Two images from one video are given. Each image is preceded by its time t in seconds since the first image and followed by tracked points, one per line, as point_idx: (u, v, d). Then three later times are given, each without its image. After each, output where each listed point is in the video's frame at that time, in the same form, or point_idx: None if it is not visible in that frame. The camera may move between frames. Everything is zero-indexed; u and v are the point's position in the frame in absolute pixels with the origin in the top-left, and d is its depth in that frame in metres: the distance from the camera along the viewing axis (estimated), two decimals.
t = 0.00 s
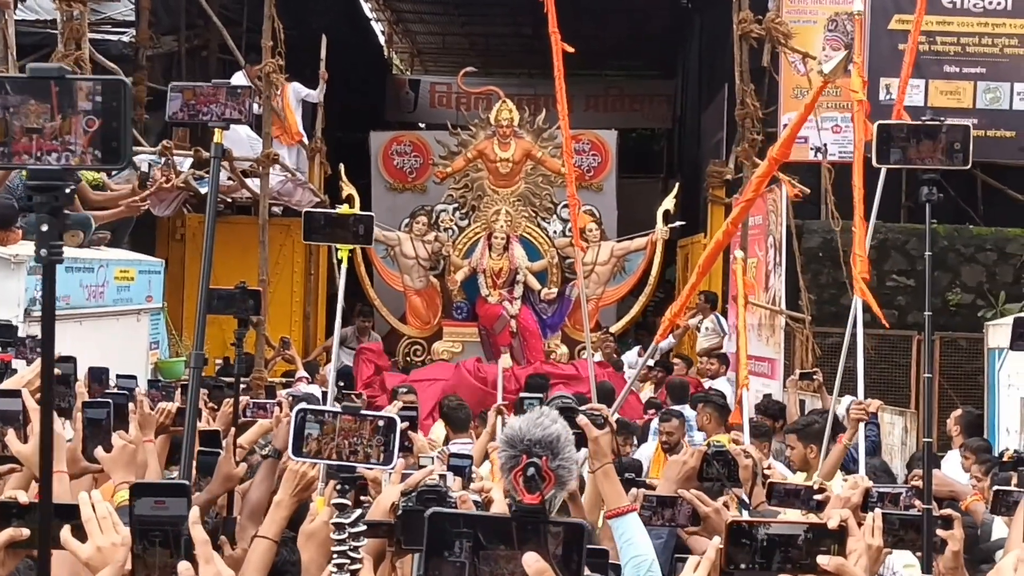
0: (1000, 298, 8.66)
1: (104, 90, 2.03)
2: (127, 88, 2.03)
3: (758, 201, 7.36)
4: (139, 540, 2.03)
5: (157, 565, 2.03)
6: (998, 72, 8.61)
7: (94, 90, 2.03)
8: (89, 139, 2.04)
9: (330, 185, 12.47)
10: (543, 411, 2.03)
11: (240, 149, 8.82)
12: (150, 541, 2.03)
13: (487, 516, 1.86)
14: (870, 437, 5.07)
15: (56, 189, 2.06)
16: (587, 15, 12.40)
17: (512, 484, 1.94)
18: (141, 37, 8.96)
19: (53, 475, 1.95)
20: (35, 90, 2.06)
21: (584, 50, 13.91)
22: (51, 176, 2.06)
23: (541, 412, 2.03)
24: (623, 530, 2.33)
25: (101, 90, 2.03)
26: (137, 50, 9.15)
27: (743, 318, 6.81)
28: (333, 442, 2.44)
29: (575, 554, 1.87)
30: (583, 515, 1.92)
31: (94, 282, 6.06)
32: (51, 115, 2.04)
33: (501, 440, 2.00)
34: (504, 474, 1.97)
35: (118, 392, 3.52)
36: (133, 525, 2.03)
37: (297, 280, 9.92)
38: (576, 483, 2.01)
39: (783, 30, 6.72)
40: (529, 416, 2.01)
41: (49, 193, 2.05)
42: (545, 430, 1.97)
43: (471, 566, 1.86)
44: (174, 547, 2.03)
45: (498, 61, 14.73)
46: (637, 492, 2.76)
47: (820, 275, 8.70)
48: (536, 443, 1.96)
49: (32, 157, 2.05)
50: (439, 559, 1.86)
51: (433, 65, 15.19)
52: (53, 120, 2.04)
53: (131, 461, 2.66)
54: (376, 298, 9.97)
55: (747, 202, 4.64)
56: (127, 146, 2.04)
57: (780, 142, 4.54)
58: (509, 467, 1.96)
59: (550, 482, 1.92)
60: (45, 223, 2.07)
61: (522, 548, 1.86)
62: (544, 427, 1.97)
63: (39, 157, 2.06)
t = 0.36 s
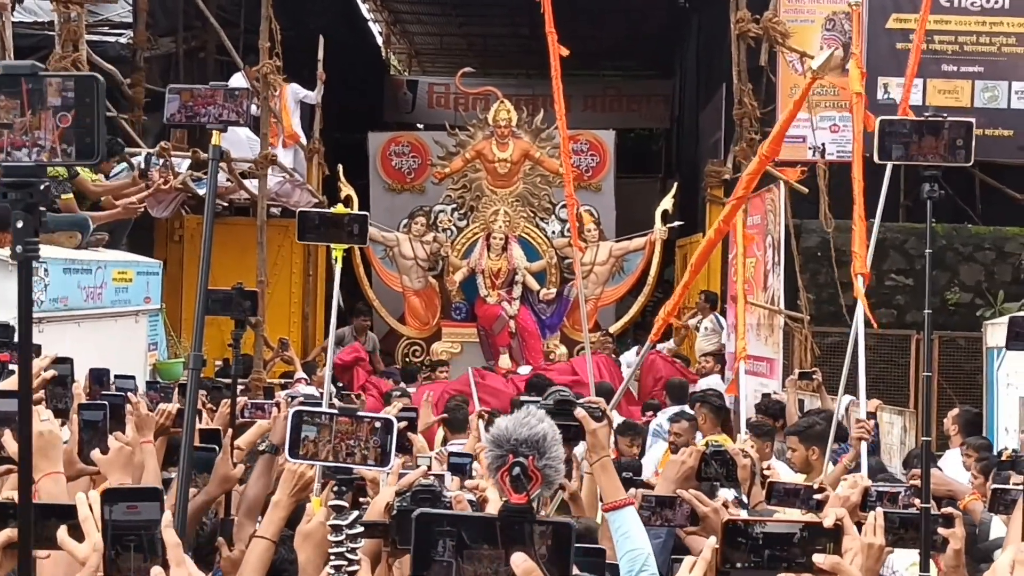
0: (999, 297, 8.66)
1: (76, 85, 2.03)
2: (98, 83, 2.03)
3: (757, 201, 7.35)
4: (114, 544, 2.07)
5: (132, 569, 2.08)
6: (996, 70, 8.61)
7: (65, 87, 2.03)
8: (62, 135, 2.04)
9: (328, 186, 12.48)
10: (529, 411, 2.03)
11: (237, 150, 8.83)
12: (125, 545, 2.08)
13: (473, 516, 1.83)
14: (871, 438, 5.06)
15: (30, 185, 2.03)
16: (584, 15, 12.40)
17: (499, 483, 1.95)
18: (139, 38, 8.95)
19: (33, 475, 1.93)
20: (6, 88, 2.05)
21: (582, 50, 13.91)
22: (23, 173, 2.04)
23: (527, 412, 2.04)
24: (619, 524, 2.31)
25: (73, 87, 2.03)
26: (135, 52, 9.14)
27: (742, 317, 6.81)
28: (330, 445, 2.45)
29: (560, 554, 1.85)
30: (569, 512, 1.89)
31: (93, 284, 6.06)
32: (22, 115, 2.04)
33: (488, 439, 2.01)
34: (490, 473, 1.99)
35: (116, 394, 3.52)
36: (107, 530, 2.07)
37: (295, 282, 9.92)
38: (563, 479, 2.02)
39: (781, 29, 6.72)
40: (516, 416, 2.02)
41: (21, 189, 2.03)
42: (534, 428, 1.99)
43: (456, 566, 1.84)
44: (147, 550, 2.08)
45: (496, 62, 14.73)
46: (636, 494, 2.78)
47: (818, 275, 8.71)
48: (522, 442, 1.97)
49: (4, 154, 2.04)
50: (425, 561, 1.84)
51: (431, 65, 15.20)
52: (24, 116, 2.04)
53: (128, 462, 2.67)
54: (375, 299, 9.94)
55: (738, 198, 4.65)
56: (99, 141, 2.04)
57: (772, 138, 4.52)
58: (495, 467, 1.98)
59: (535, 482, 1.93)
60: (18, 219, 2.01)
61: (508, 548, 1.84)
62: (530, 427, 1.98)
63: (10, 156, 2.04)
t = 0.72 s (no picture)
0: (998, 295, 8.67)
1: (51, 80, 1.94)
2: (74, 78, 1.94)
3: (756, 201, 7.35)
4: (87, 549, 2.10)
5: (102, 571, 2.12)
6: (995, 68, 8.62)
7: (39, 82, 1.93)
8: (38, 132, 1.95)
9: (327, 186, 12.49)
10: (514, 411, 2.08)
11: (236, 150, 8.85)
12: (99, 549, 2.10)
13: (457, 514, 1.84)
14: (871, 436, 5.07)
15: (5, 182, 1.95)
16: (582, 14, 12.39)
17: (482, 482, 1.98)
18: (138, 38, 8.95)
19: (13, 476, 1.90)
20: None
21: (580, 50, 13.91)
22: None
23: (512, 412, 2.08)
24: (612, 521, 2.31)
25: (48, 81, 1.94)
26: (134, 52, 9.14)
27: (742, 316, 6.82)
28: (329, 447, 2.44)
29: (545, 554, 1.84)
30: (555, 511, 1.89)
31: (92, 285, 6.06)
32: None
33: (472, 438, 2.04)
34: (473, 472, 2.02)
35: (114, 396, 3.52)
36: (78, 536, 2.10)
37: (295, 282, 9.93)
38: (547, 480, 2.04)
39: (779, 28, 6.72)
40: (500, 416, 2.06)
41: None
42: (518, 427, 2.02)
43: (442, 565, 1.84)
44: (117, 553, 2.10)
45: (495, 62, 14.74)
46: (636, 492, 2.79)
47: (818, 274, 8.73)
48: (506, 441, 2.00)
49: None
50: (409, 559, 1.84)
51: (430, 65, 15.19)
52: None
53: (126, 464, 2.65)
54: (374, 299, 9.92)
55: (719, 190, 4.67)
56: (76, 136, 1.95)
57: (754, 128, 4.48)
58: (479, 466, 2.01)
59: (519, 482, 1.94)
60: None
61: (493, 547, 1.84)
62: (515, 426, 2.02)
63: None
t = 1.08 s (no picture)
0: (998, 294, 8.67)
1: (51, 80, 1.94)
2: (73, 78, 1.95)
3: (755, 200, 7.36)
4: (58, 550, 2.10)
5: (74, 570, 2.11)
6: (994, 67, 8.61)
7: (39, 82, 1.94)
8: (38, 132, 1.96)
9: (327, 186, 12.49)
10: (507, 408, 2.07)
11: (235, 151, 8.86)
12: (71, 549, 2.10)
13: (451, 513, 1.84)
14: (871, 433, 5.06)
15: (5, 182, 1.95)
16: (581, 14, 12.39)
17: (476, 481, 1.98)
18: (138, 39, 8.95)
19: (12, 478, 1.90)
20: None
21: (580, 49, 13.91)
22: None
23: (505, 409, 2.07)
24: (609, 517, 2.31)
25: (47, 82, 1.95)
26: (133, 53, 9.14)
27: (742, 314, 6.82)
28: (328, 446, 2.44)
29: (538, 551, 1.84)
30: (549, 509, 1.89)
31: (92, 286, 6.06)
32: None
33: (464, 437, 2.04)
34: (467, 471, 2.01)
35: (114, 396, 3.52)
36: (49, 537, 2.10)
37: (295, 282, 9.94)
38: (542, 477, 2.03)
39: (778, 28, 6.71)
40: (493, 413, 2.05)
41: None
42: (510, 424, 2.02)
43: (439, 565, 1.84)
44: (88, 553, 2.09)
45: (495, 62, 14.74)
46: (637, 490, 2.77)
47: (818, 272, 8.74)
48: (499, 439, 1.99)
49: None
50: (405, 558, 1.84)
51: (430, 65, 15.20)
52: None
53: (125, 465, 2.64)
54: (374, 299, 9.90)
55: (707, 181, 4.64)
56: (77, 136, 1.95)
57: (743, 116, 4.42)
58: (471, 464, 2.01)
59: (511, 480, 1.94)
60: None
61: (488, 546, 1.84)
62: (507, 423, 2.02)
63: None
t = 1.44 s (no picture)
0: (998, 293, 8.68)
1: (72, 83, 1.97)
2: (94, 80, 1.98)
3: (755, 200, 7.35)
4: (47, 550, 2.09)
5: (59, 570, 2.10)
6: (994, 66, 8.61)
7: (62, 84, 1.97)
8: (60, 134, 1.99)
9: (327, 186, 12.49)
10: (508, 405, 2.07)
11: (236, 151, 8.87)
12: (60, 548, 2.10)
13: (452, 508, 1.84)
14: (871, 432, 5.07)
15: (26, 183, 1.98)
16: (581, 14, 12.40)
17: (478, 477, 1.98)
18: (138, 40, 8.96)
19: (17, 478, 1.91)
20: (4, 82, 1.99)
21: (580, 49, 13.91)
22: (18, 170, 1.99)
23: (507, 407, 2.07)
24: (608, 516, 2.31)
25: (69, 84, 1.97)
26: (134, 54, 9.14)
27: (742, 314, 6.83)
28: (332, 447, 2.44)
29: (540, 545, 1.84)
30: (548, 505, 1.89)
31: (92, 286, 6.06)
32: (19, 110, 1.98)
33: (467, 432, 2.03)
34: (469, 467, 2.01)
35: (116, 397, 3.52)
36: (38, 537, 2.09)
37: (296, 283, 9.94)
38: (543, 473, 2.03)
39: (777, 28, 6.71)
40: (495, 410, 2.05)
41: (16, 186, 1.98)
42: (512, 421, 2.01)
43: (441, 558, 1.84)
44: (78, 552, 2.10)
45: (495, 62, 14.74)
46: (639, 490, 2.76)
47: (818, 272, 8.75)
48: (501, 435, 1.99)
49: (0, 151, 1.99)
50: (408, 552, 1.84)
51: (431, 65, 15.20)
52: (21, 114, 1.98)
53: (126, 466, 2.64)
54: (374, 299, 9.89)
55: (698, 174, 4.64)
56: (95, 138, 1.99)
57: (737, 109, 4.42)
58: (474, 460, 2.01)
59: (512, 475, 1.95)
60: (15, 216, 1.98)
61: (489, 541, 1.84)
62: (509, 420, 2.01)
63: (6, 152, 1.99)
